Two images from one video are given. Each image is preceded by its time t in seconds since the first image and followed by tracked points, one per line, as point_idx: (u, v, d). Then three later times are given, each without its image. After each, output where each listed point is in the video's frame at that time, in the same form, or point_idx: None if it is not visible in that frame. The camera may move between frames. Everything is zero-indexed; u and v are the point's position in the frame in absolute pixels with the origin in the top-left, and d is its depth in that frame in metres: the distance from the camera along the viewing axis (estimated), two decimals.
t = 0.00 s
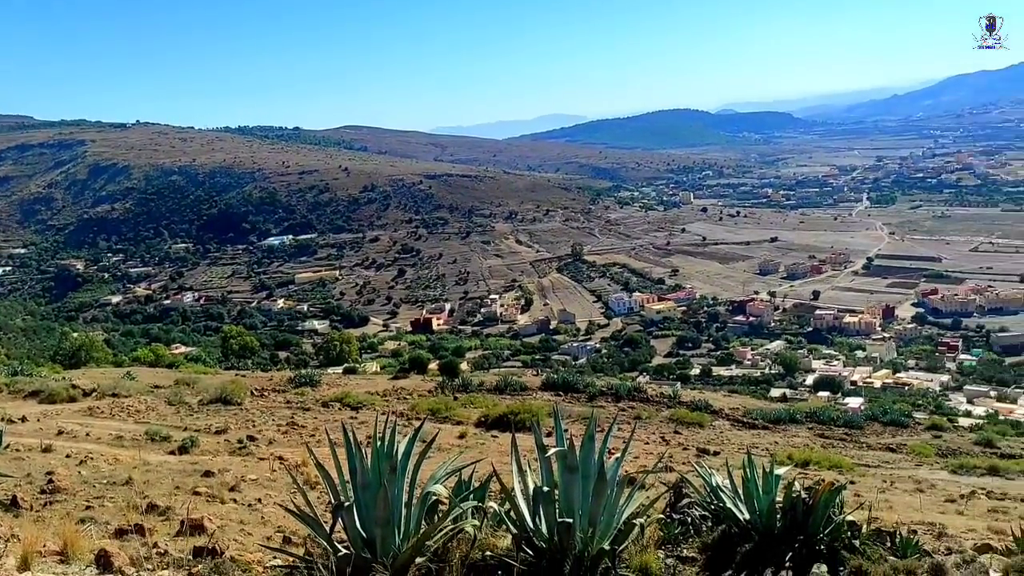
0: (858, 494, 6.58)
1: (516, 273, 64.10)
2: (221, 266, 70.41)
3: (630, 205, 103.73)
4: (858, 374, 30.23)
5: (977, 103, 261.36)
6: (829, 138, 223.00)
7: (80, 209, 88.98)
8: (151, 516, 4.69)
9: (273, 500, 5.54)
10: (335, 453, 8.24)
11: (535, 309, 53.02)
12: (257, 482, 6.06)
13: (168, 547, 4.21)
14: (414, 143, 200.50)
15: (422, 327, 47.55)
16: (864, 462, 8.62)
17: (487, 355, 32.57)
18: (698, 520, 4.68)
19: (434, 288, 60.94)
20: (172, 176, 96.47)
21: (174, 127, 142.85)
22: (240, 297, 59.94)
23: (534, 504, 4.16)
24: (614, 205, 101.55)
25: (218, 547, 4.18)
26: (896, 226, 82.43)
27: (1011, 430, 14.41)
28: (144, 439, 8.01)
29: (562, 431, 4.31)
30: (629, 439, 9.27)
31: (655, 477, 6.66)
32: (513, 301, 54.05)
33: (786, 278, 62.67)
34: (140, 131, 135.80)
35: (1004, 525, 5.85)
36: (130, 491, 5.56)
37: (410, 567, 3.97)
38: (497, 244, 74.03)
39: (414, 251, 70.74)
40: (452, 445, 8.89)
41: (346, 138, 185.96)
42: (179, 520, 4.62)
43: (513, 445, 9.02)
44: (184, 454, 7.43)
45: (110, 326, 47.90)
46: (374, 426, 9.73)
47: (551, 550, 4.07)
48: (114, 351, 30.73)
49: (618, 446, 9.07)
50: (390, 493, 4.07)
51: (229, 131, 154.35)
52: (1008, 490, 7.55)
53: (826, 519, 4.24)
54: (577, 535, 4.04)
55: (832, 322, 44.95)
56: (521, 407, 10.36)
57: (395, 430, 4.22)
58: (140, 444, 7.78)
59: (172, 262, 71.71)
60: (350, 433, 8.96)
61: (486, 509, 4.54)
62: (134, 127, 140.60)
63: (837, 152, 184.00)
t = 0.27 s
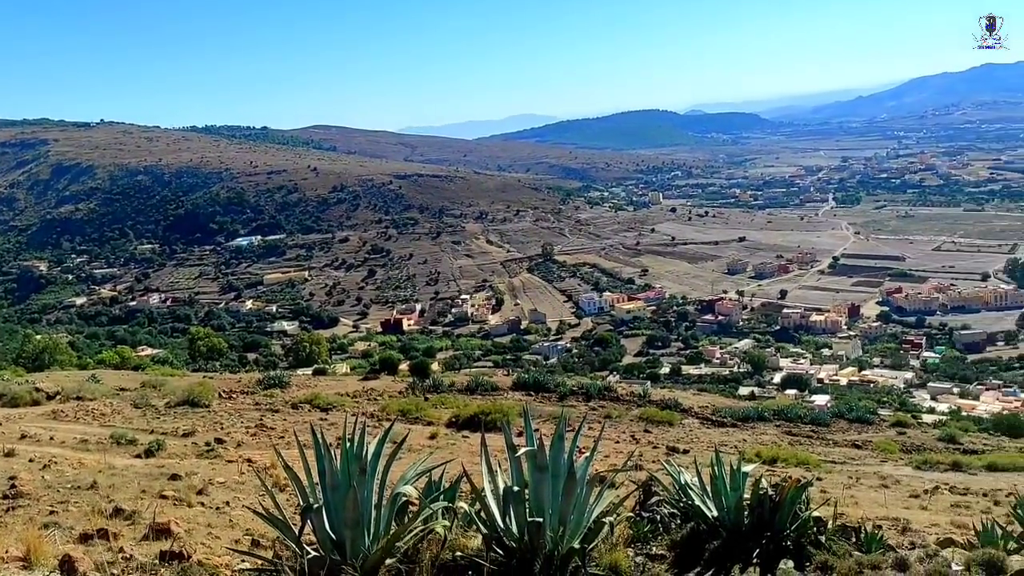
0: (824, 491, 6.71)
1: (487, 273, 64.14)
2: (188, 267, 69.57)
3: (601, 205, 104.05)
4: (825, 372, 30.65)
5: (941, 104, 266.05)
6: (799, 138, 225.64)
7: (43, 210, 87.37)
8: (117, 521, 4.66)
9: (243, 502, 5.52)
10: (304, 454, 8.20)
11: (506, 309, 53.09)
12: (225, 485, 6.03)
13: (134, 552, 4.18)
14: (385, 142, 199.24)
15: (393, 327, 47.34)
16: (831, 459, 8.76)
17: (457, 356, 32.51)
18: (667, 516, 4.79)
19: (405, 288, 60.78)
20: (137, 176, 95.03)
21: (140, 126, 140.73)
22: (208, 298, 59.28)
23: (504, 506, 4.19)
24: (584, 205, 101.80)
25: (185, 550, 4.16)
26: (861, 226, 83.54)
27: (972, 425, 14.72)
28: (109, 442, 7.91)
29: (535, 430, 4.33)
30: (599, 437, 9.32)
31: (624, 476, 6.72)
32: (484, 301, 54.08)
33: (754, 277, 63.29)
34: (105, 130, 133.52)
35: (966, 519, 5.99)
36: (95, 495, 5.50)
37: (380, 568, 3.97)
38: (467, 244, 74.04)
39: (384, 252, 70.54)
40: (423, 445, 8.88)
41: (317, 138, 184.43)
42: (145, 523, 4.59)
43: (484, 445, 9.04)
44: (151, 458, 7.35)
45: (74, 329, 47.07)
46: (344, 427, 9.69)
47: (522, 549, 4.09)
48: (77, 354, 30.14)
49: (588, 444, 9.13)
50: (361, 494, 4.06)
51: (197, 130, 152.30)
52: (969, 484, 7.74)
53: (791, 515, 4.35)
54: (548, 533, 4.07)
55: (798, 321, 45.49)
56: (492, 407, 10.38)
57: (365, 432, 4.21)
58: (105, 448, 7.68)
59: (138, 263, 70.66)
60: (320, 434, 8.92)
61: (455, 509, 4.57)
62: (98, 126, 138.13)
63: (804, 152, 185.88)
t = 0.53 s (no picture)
0: (791, 488, 6.79)
1: (458, 274, 64.11)
2: (155, 268, 68.73)
3: (572, 206, 104.26)
4: (793, 371, 31.01)
5: (907, 106, 270.29)
6: (770, 138, 228.00)
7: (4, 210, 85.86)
8: (81, 527, 4.61)
9: (211, 506, 5.47)
10: (273, 457, 8.14)
11: (477, 310, 53.12)
12: (192, 488, 5.97)
13: (98, 557, 4.13)
14: (357, 142, 198.08)
15: (364, 328, 47.06)
16: (798, 457, 8.87)
17: (428, 357, 32.43)
18: (637, 516, 4.83)
19: (375, 289, 60.56)
20: (103, 176, 93.67)
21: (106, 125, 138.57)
22: (176, 299, 58.59)
23: (474, 506, 4.21)
24: (555, 206, 102.06)
25: (151, 555, 4.12)
26: (827, 226, 84.56)
27: (935, 423, 14.99)
28: (74, 446, 7.79)
29: (505, 430, 4.34)
30: (570, 438, 9.35)
31: (595, 476, 6.76)
32: (455, 301, 54.04)
33: (723, 277, 63.80)
34: (70, 129, 131.27)
35: (929, 515, 6.10)
36: (59, 499, 5.43)
37: (350, 570, 3.96)
38: (438, 245, 74.01)
39: (355, 253, 70.33)
40: (394, 447, 8.85)
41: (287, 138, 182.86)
42: (111, 529, 4.55)
43: (455, 446, 9.04)
44: (116, 461, 7.26)
45: (36, 331, 46.23)
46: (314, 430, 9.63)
47: (494, 550, 4.08)
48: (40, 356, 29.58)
49: (559, 445, 9.16)
50: (330, 497, 4.05)
51: (166, 129, 150.32)
52: (933, 480, 7.88)
53: (760, 514, 4.41)
54: (518, 534, 4.08)
55: (767, 320, 45.93)
56: (464, 409, 10.38)
57: (335, 433, 4.19)
58: (69, 452, 7.57)
59: (103, 263, 69.62)
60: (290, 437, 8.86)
61: (425, 511, 4.57)
62: (63, 125, 135.72)
63: (772, 154, 187.59)
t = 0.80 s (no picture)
0: (765, 487, 6.86)
1: (433, 275, 64.03)
2: (126, 269, 67.96)
3: (546, 206, 104.52)
4: (767, 371, 31.30)
5: (879, 108, 274.07)
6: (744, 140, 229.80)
7: None
8: (50, 533, 4.56)
9: (183, 509, 5.44)
10: (247, 459, 8.09)
11: (452, 311, 53.11)
12: (165, 491, 5.91)
13: (69, 562, 4.09)
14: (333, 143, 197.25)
15: (338, 330, 46.76)
16: (771, 455, 8.96)
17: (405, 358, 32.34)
18: (612, 515, 4.87)
19: (350, 290, 60.34)
20: (72, 176, 92.51)
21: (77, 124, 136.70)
22: (147, 301, 57.95)
23: (450, 506, 4.21)
24: (530, 206, 102.30)
25: (122, 559, 4.09)
26: (799, 227, 85.40)
27: (904, 421, 15.22)
28: (43, 450, 7.69)
29: (480, 431, 4.34)
30: (545, 439, 9.37)
31: (571, 477, 6.78)
32: (430, 302, 53.96)
33: (697, 278, 64.16)
34: (40, 129, 129.28)
35: (901, 513, 6.18)
36: (28, 504, 5.36)
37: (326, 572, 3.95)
38: (413, 246, 73.96)
39: (329, 253, 70.21)
40: (368, 449, 8.82)
41: (261, 138, 181.47)
42: (81, 533, 4.51)
43: (430, 448, 9.03)
44: (86, 465, 7.17)
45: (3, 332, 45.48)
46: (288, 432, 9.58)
47: (469, 551, 4.08)
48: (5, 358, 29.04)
49: (534, 445, 9.18)
50: (304, 499, 4.02)
51: (138, 129, 148.66)
52: (904, 478, 7.99)
53: (733, 512, 4.47)
54: (494, 535, 4.07)
55: (740, 321, 46.25)
56: (439, 410, 10.37)
57: (309, 435, 4.16)
58: (38, 456, 7.47)
59: (72, 264, 68.70)
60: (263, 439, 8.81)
61: (400, 513, 4.57)
62: (32, 125, 133.70)
63: (745, 155, 189.35)
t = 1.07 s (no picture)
0: (732, 485, 6.93)
1: (401, 275, 63.82)
2: (89, 271, 66.87)
3: (516, 207, 104.75)
4: (734, 370, 31.62)
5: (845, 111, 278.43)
6: (713, 142, 231.87)
7: None
8: (12, 540, 4.50)
9: (149, 513, 5.38)
10: (213, 462, 8.01)
11: (421, 312, 53.02)
12: (129, 496, 5.84)
13: (31, 569, 4.04)
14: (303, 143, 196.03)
15: (306, 332, 46.28)
16: (739, 454, 9.05)
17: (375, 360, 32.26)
18: (582, 515, 4.90)
19: (318, 291, 59.96)
20: (33, 176, 90.82)
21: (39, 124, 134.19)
22: (110, 303, 57.03)
23: (420, 506, 4.21)
24: (499, 207, 102.42)
25: (87, 566, 4.04)
26: (765, 228, 86.30)
27: (867, 419, 15.49)
28: (3, 455, 7.56)
29: (450, 432, 4.33)
30: (515, 439, 9.38)
31: (540, 477, 6.81)
32: (399, 304, 53.77)
33: (665, 279, 64.46)
34: None
35: (865, 509, 6.29)
36: None
37: None
38: (381, 246, 73.78)
39: (296, 253, 69.93)
40: (336, 450, 8.77)
41: (228, 138, 179.50)
42: (45, 540, 4.45)
43: (399, 448, 8.99)
44: (48, 470, 7.06)
45: None
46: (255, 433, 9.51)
47: (439, 552, 4.07)
48: None
49: (504, 445, 9.18)
50: (272, 501, 4.00)
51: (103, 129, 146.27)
52: (868, 476, 8.12)
53: (701, 510, 4.54)
54: (465, 536, 4.07)
55: (707, 321, 46.55)
56: (410, 411, 10.33)
57: (277, 437, 4.13)
58: None
59: (33, 266, 67.42)
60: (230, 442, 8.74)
61: (370, 514, 4.55)
62: None
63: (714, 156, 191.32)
